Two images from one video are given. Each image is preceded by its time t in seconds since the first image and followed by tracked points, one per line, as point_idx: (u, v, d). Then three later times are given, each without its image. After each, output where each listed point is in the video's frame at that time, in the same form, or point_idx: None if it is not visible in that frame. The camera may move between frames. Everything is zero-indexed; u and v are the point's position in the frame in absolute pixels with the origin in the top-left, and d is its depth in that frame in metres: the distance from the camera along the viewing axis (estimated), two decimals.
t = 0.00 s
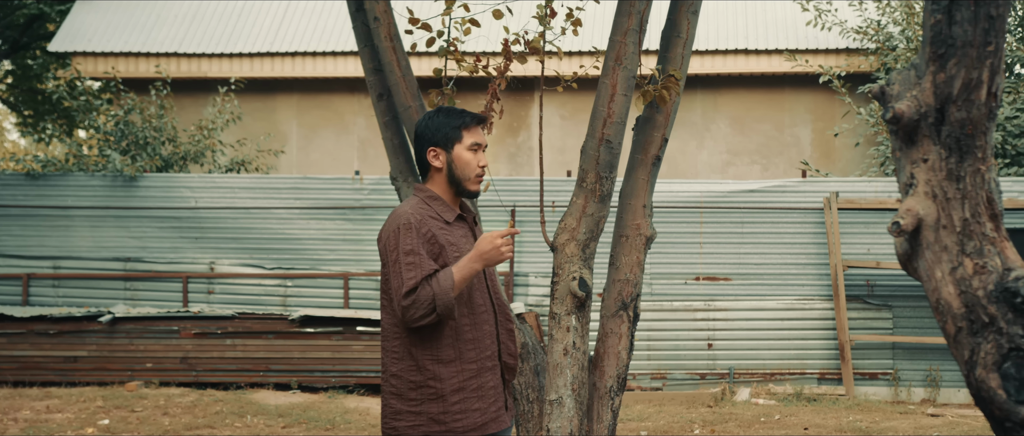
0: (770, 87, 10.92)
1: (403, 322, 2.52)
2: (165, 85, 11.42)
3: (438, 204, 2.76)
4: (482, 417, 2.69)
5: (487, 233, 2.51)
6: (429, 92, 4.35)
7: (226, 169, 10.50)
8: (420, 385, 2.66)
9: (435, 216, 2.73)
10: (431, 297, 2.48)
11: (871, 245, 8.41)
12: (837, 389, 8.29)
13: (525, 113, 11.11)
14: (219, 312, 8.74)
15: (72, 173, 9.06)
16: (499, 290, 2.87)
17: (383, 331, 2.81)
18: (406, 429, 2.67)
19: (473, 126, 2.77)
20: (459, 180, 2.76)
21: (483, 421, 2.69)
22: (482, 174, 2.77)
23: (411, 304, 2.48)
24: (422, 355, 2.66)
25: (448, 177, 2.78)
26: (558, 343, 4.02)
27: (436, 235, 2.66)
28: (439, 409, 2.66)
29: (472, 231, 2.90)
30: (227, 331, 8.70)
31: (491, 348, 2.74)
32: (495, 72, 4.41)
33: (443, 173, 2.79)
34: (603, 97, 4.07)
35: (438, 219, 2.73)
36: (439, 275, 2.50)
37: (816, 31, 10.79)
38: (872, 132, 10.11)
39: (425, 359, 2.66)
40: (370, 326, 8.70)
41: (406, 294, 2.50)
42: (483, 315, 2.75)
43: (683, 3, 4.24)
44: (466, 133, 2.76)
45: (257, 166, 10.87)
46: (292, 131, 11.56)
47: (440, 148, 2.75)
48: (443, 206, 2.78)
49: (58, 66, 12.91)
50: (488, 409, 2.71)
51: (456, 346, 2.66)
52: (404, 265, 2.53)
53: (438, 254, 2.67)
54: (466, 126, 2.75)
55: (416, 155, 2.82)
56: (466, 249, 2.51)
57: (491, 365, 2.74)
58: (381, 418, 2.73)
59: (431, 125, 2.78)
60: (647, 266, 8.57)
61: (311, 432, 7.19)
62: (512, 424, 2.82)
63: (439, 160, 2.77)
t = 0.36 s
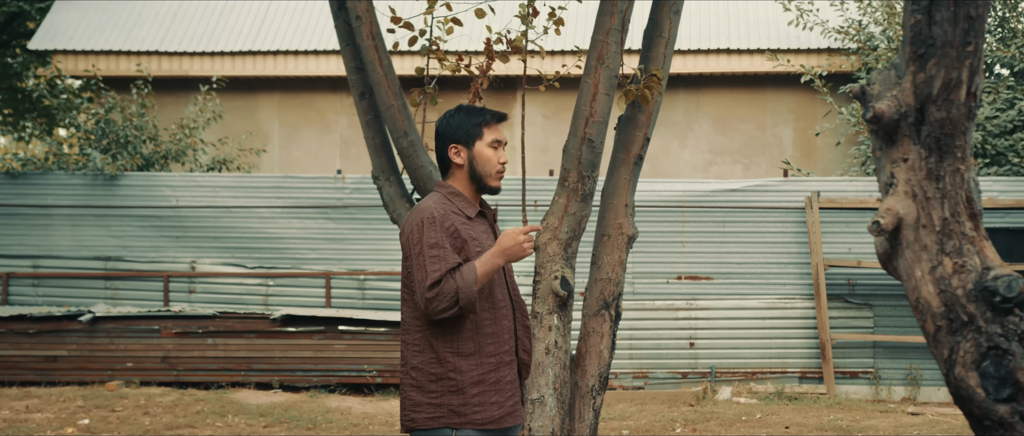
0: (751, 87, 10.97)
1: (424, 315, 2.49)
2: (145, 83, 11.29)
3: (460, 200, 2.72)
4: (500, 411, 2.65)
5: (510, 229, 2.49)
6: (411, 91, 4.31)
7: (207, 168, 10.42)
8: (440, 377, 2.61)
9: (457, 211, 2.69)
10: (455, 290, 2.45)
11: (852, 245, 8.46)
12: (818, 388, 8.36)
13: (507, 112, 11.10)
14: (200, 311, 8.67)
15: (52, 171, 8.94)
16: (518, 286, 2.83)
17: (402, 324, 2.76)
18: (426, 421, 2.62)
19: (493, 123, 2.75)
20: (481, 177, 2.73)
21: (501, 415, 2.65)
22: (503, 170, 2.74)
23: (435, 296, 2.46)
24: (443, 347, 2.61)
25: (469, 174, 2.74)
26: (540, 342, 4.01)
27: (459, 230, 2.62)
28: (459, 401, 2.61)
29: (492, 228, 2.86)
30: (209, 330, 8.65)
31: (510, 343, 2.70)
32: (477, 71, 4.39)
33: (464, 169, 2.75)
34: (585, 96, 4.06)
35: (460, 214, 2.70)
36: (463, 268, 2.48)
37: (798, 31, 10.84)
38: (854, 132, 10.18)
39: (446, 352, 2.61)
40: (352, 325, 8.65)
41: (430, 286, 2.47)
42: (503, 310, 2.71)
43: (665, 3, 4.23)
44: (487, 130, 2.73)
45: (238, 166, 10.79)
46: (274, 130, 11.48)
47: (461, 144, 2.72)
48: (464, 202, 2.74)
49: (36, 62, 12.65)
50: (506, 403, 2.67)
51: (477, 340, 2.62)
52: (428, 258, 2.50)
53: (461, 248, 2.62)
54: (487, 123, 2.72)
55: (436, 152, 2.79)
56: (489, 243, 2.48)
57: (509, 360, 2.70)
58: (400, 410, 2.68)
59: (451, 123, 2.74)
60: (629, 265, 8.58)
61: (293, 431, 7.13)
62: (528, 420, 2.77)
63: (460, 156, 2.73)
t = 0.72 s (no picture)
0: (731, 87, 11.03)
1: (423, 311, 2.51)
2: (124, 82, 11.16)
3: (462, 199, 2.75)
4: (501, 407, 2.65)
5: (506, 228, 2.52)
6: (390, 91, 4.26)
7: (186, 168, 10.33)
8: (441, 371, 2.61)
9: (458, 211, 2.72)
10: (453, 286, 2.48)
11: (831, 245, 8.53)
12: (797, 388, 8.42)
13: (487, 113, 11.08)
14: (178, 311, 8.57)
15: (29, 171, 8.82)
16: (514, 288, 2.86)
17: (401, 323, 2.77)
18: (430, 415, 2.60)
19: (497, 125, 2.76)
20: (483, 177, 2.74)
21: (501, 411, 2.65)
22: (505, 172, 2.76)
23: (433, 293, 2.48)
24: (444, 342, 2.62)
25: (471, 174, 2.76)
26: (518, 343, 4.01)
27: (460, 229, 2.65)
28: (462, 394, 2.60)
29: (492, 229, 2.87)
30: (187, 331, 8.57)
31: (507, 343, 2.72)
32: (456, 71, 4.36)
33: (467, 169, 2.76)
34: (564, 97, 4.05)
35: (461, 213, 2.72)
36: (461, 266, 2.50)
37: (777, 32, 10.91)
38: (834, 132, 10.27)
39: (447, 346, 2.62)
40: (331, 325, 8.59)
41: (429, 283, 2.50)
42: (501, 310, 2.73)
43: (644, 3, 4.23)
44: (490, 131, 2.74)
45: (217, 165, 10.70)
46: (253, 129, 11.39)
47: (465, 144, 2.73)
48: (464, 201, 2.76)
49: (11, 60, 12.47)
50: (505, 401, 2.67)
51: (475, 337, 2.64)
52: (427, 255, 2.53)
53: (460, 247, 2.65)
54: (490, 124, 2.73)
55: (439, 151, 2.80)
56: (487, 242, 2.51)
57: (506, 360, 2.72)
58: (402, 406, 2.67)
59: (456, 123, 2.76)
60: (609, 266, 8.60)
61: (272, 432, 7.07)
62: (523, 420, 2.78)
63: (463, 156, 2.75)
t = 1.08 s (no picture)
0: (710, 88, 11.08)
1: (414, 313, 2.50)
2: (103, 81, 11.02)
3: (451, 199, 2.74)
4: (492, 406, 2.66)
5: (496, 227, 2.49)
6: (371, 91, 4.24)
7: (165, 168, 10.24)
8: (434, 371, 2.59)
9: (447, 211, 2.71)
10: (444, 288, 2.47)
11: (811, 245, 8.58)
12: (776, 387, 8.53)
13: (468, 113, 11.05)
14: (158, 311, 8.49)
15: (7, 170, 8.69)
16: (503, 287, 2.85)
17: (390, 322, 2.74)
18: (423, 414, 2.59)
19: (486, 124, 2.76)
20: (472, 177, 2.74)
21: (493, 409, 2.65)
22: (494, 172, 2.75)
23: (424, 295, 2.47)
24: (436, 341, 2.61)
25: (460, 174, 2.75)
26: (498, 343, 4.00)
27: (449, 230, 2.64)
28: (454, 393, 2.59)
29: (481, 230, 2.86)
30: (167, 331, 8.50)
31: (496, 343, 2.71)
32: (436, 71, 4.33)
33: (456, 169, 2.76)
34: (545, 97, 4.04)
35: (450, 213, 2.72)
36: (451, 267, 2.49)
37: (758, 32, 10.96)
38: (813, 133, 10.34)
39: (438, 345, 2.60)
40: (311, 326, 8.53)
41: (419, 285, 2.48)
42: (491, 310, 2.72)
43: (625, 4, 4.23)
44: (480, 131, 2.74)
45: (196, 165, 10.60)
46: (233, 129, 11.29)
47: (454, 144, 2.72)
48: (454, 201, 2.75)
49: None
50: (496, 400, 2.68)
51: (465, 339, 2.62)
52: (418, 257, 2.51)
53: (450, 247, 2.64)
54: (480, 124, 2.73)
55: (428, 150, 2.79)
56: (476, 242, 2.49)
57: (495, 359, 2.72)
58: (393, 405, 2.65)
59: (445, 122, 2.75)
60: (589, 265, 8.62)
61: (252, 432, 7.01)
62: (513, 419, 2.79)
63: (452, 156, 2.74)
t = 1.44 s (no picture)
0: (689, 89, 11.12)
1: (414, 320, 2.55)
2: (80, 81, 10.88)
3: (450, 200, 2.76)
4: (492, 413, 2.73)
5: (495, 230, 2.51)
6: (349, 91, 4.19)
7: (143, 168, 10.17)
8: (435, 379, 2.66)
9: (446, 213, 2.73)
10: (444, 294, 2.50)
11: (789, 245, 8.62)
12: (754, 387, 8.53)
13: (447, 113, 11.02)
14: (136, 312, 8.40)
15: None
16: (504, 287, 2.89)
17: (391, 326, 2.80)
18: (424, 423, 2.66)
19: (483, 123, 2.78)
20: (471, 177, 2.76)
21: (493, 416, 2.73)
22: (493, 172, 2.77)
23: (423, 303, 2.51)
24: (437, 349, 2.66)
25: (459, 174, 2.78)
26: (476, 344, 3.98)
27: (448, 234, 2.66)
28: (456, 401, 2.66)
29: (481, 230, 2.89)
30: (144, 332, 8.40)
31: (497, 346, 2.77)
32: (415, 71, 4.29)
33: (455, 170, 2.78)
34: (524, 97, 4.02)
35: (449, 216, 2.73)
36: (450, 273, 2.52)
37: (736, 33, 11.02)
38: (792, 133, 10.41)
39: (439, 353, 2.66)
40: (289, 326, 8.46)
41: (418, 293, 2.52)
42: (492, 313, 2.77)
43: (605, 4, 4.22)
44: (478, 130, 2.76)
45: (175, 165, 10.52)
46: (211, 129, 11.18)
47: (452, 144, 2.74)
48: (453, 203, 2.77)
49: None
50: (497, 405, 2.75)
51: (467, 344, 2.68)
52: (416, 263, 2.55)
53: (450, 252, 2.66)
54: (477, 123, 2.75)
55: (426, 150, 2.81)
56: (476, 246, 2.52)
57: (496, 363, 2.77)
58: (395, 412, 2.72)
59: (442, 122, 2.77)
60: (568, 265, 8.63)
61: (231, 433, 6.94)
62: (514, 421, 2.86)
63: (450, 156, 2.76)
